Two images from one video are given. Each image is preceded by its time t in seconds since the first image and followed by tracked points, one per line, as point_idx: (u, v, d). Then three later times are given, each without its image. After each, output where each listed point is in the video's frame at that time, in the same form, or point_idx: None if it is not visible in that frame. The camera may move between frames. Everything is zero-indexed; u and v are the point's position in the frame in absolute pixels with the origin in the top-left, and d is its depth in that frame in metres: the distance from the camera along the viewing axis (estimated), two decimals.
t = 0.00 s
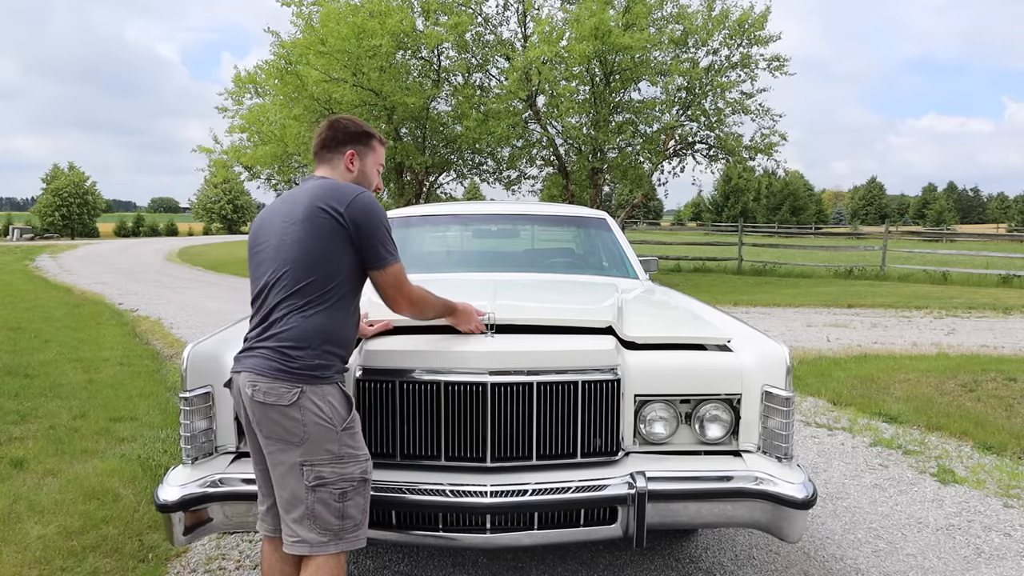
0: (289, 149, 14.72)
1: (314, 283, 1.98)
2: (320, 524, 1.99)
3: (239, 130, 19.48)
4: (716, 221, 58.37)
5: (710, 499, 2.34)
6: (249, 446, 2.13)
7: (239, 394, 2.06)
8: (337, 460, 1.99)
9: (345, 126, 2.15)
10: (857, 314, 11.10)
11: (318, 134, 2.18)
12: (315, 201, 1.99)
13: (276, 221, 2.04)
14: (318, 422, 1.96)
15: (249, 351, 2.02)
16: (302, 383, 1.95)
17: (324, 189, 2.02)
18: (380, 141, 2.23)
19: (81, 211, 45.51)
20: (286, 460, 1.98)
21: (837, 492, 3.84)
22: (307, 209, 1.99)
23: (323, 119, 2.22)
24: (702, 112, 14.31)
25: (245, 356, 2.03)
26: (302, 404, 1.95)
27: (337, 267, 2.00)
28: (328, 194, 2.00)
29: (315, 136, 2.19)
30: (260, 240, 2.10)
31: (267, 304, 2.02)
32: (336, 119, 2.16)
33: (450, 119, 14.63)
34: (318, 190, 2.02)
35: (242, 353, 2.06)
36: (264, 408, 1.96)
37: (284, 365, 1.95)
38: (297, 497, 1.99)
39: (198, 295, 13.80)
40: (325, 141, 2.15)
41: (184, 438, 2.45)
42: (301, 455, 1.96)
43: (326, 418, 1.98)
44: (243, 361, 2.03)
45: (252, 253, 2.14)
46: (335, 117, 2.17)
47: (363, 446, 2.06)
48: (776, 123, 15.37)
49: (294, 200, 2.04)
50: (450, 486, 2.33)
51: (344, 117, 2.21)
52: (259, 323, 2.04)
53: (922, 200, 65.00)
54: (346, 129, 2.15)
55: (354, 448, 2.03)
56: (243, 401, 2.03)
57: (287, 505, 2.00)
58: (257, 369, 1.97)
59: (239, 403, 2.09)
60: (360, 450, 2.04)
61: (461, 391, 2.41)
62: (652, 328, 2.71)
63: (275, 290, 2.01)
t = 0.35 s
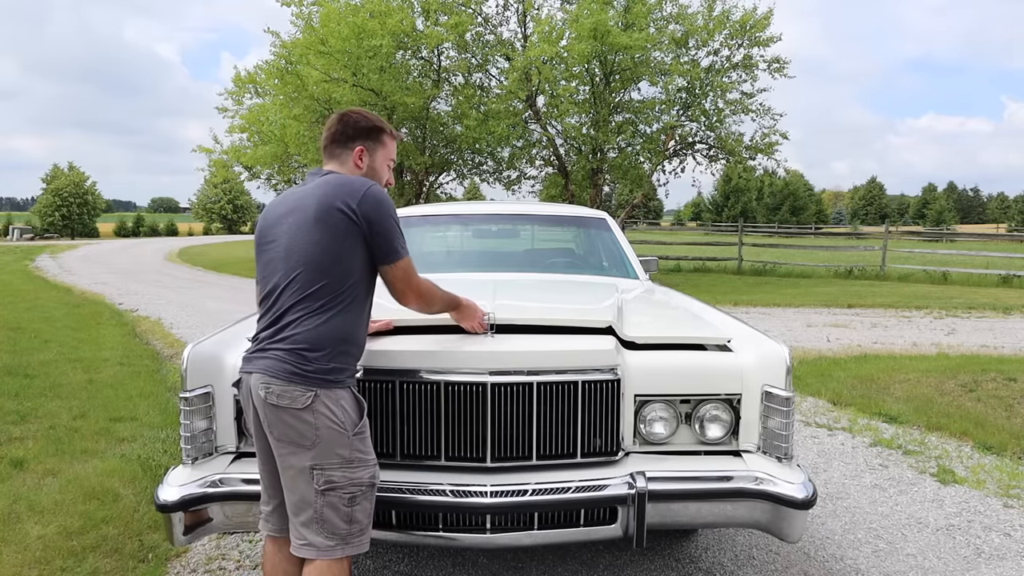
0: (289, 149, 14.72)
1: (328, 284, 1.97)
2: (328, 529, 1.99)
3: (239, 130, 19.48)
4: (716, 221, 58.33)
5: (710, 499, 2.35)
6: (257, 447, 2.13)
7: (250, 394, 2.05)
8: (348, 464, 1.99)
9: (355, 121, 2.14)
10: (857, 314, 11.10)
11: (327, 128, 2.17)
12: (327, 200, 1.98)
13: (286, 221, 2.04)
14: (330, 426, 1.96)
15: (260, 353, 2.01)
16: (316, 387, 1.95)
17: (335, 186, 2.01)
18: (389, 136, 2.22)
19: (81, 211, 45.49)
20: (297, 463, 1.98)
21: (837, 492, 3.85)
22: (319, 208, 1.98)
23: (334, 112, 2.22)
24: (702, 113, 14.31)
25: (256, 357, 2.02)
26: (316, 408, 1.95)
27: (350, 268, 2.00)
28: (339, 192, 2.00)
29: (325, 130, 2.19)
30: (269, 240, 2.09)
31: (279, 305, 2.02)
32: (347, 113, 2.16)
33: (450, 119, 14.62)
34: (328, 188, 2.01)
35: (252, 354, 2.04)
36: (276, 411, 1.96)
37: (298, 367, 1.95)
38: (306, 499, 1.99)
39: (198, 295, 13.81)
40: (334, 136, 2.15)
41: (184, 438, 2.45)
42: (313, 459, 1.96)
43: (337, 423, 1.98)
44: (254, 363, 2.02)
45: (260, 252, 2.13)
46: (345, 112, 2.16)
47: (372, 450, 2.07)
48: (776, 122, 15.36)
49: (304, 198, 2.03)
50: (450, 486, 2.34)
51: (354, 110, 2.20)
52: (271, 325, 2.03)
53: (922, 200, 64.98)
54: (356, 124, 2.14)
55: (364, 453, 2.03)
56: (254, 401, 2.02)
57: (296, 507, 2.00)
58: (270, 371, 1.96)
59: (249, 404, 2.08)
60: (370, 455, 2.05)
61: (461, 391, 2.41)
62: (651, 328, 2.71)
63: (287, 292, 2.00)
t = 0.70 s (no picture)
0: (289, 149, 14.72)
1: (328, 282, 1.97)
2: (329, 530, 1.99)
3: (239, 130, 19.48)
4: (716, 221, 58.32)
5: (710, 499, 2.35)
6: (259, 447, 2.12)
7: (252, 395, 2.05)
8: (349, 465, 1.99)
9: (343, 119, 2.15)
10: (857, 314, 11.10)
11: (317, 129, 2.18)
12: (322, 198, 1.98)
13: (283, 221, 2.04)
14: (331, 427, 1.96)
15: (262, 354, 2.01)
16: (318, 387, 1.95)
17: (330, 183, 2.01)
18: (380, 132, 2.22)
19: (81, 210, 45.49)
20: (297, 464, 1.97)
21: (837, 492, 3.85)
22: (315, 206, 1.98)
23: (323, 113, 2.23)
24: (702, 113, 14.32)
25: (259, 357, 2.02)
26: (317, 408, 1.95)
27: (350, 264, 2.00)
28: (335, 188, 1.99)
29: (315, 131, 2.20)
30: (267, 241, 2.09)
31: (280, 305, 2.02)
32: (335, 113, 2.16)
33: (450, 119, 14.61)
34: (323, 186, 2.01)
35: (254, 355, 2.05)
36: (278, 411, 1.95)
37: (300, 366, 1.95)
38: (306, 500, 1.98)
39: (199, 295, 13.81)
40: (324, 137, 2.15)
41: (184, 438, 2.45)
42: (314, 459, 1.96)
43: (339, 423, 1.98)
44: (256, 364, 2.02)
45: (258, 254, 2.13)
46: (333, 111, 2.17)
47: (372, 452, 2.07)
48: (776, 122, 15.36)
49: (300, 197, 2.03)
50: (450, 486, 2.33)
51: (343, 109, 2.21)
52: (272, 325, 2.03)
53: (922, 200, 64.95)
54: (345, 122, 2.15)
55: (365, 454, 2.03)
56: (256, 401, 2.02)
57: (296, 508, 2.00)
58: (272, 371, 1.96)
59: (251, 404, 2.08)
60: (370, 456, 2.04)
61: (461, 391, 2.41)
62: (651, 328, 2.71)
63: (287, 291, 2.00)
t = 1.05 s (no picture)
0: (289, 149, 14.71)
1: (328, 283, 1.97)
2: (329, 530, 1.99)
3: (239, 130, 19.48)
4: (716, 221, 58.31)
5: (710, 499, 2.35)
6: (258, 449, 2.12)
7: (251, 396, 2.05)
8: (349, 466, 1.99)
9: (339, 118, 2.15)
10: (857, 314, 11.10)
11: (313, 129, 2.19)
12: (322, 198, 1.98)
13: (282, 222, 2.04)
14: (331, 427, 1.96)
15: (261, 354, 2.01)
16: (318, 388, 1.95)
17: (329, 184, 2.01)
18: (376, 130, 2.21)
19: (81, 210, 45.48)
20: (297, 465, 1.97)
21: (837, 492, 3.84)
22: (315, 207, 1.98)
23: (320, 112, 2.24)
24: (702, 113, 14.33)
25: (258, 359, 2.01)
26: (317, 409, 1.95)
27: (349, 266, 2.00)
28: (334, 189, 1.99)
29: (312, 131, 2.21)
30: (265, 241, 2.09)
31: (279, 306, 2.02)
32: (330, 112, 2.16)
33: (450, 119, 14.61)
34: (323, 185, 2.01)
35: (253, 356, 2.04)
36: (277, 412, 1.95)
37: (300, 367, 1.95)
38: (306, 501, 1.98)
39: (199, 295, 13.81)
40: (320, 137, 2.16)
41: (184, 438, 2.45)
42: (313, 460, 1.95)
43: (338, 424, 1.98)
44: (256, 365, 2.01)
45: (257, 254, 2.13)
46: (328, 110, 2.18)
47: (372, 452, 2.07)
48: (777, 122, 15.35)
49: (300, 198, 2.03)
50: (450, 486, 2.33)
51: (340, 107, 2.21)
52: (271, 326, 2.03)
53: (922, 199, 64.94)
54: (340, 121, 2.15)
55: (365, 454, 2.03)
56: (256, 402, 2.02)
57: (296, 510, 2.00)
58: (272, 371, 1.96)
59: (250, 405, 2.08)
60: (370, 456, 2.05)
61: (461, 391, 2.41)
62: (651, 328, 2.71)
63: (287, 292, 2.00)
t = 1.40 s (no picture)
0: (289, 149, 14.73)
1: (331, 284, 1.98)
2: (329, 532, 1.99)
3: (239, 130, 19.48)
4: (716, 221, 58.28)
5: (710, 499, 2.34)
6: (258, 450, 2.12)
7: (251, 397, 2.04)
8: (349, 467, 1.99)
9: (336, 115, 2.14)
10: (857, 314, 11.10)
11: (310, 124, 2.18)
12: (325, 198, 1.98)
13: (283, 221, 2.03)
14: (332, 429, 1.96)
15: (262, 355, 2.00)
16: (320, 389, 1.95)
17: (331, 184, 2.00)
18: (373, 128, 2.21)
19: (80, 210, 45.46)
20: (297, 466, 1.97)
21: (837, 492, 3.84)
22: (318, 207, 1.97)
23: (318, 106, 2.22)
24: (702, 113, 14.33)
25: (258, 360, 2.01)
26: (318, 410, 1.95)
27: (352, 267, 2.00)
28: (337, 189, 1.99)
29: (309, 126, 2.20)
30: (265, 240, 2.08)
31: (281, 306, 2.01)
32: (327, 108, 2.15)
33: (450, 119, 14.60)
34: (325, 185, 2.01)
35: (253, 356, 2.04)
36: (278, 413, 1.95)
37: (301, 369, 1.95)
38: (306, 503, 1.98)
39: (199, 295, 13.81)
40: (316, 133, 2.16)
41: (184, 438, 2.45)
42: (314, 461, 1.95)
43: (339, 426, 1.98)
44: (256, 365, 2.01)
45: (256, 253, 2.12)
46: (325, 106, 2.17)
47: (371, 453, 2.08)
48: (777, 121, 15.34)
49: (301, 197, 2.02)
50: (450, 486, 2.33)
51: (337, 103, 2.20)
52: (272, 326, 2.03)
53: (922, 199, 64.90)
54: (337, 118, 2.14)
55: (365, 455, 2.04)
56: (256, 403, 2.01)
57: (296, 511, 2.00)
58: (273, 372, 1.95)
59: (250, 406, 2.07)
60: (370, 457, 2.05)
61: (461, 392, 2.41)
62: (651, 328, 2.71)
63: (288, 293, 2.00)
